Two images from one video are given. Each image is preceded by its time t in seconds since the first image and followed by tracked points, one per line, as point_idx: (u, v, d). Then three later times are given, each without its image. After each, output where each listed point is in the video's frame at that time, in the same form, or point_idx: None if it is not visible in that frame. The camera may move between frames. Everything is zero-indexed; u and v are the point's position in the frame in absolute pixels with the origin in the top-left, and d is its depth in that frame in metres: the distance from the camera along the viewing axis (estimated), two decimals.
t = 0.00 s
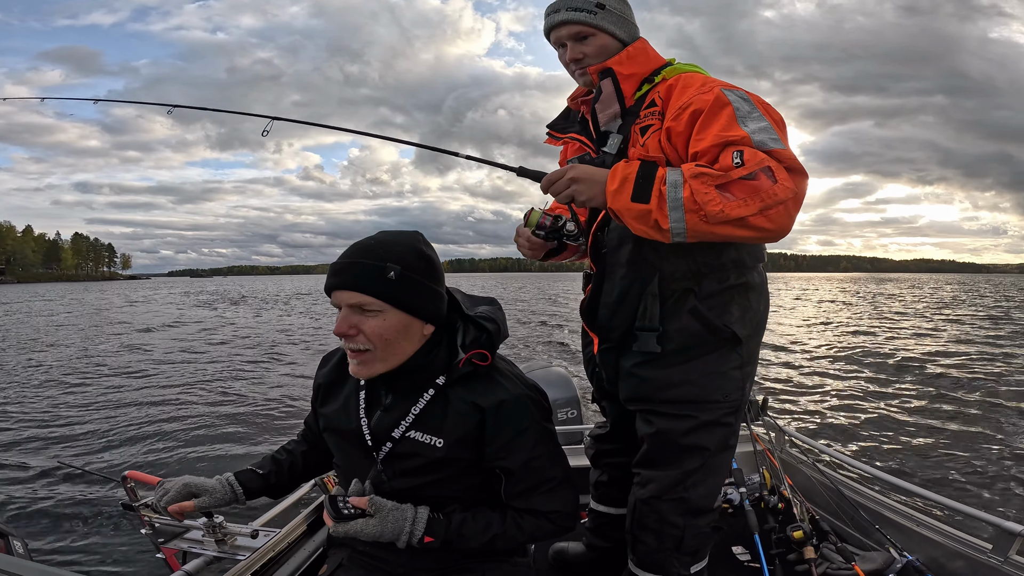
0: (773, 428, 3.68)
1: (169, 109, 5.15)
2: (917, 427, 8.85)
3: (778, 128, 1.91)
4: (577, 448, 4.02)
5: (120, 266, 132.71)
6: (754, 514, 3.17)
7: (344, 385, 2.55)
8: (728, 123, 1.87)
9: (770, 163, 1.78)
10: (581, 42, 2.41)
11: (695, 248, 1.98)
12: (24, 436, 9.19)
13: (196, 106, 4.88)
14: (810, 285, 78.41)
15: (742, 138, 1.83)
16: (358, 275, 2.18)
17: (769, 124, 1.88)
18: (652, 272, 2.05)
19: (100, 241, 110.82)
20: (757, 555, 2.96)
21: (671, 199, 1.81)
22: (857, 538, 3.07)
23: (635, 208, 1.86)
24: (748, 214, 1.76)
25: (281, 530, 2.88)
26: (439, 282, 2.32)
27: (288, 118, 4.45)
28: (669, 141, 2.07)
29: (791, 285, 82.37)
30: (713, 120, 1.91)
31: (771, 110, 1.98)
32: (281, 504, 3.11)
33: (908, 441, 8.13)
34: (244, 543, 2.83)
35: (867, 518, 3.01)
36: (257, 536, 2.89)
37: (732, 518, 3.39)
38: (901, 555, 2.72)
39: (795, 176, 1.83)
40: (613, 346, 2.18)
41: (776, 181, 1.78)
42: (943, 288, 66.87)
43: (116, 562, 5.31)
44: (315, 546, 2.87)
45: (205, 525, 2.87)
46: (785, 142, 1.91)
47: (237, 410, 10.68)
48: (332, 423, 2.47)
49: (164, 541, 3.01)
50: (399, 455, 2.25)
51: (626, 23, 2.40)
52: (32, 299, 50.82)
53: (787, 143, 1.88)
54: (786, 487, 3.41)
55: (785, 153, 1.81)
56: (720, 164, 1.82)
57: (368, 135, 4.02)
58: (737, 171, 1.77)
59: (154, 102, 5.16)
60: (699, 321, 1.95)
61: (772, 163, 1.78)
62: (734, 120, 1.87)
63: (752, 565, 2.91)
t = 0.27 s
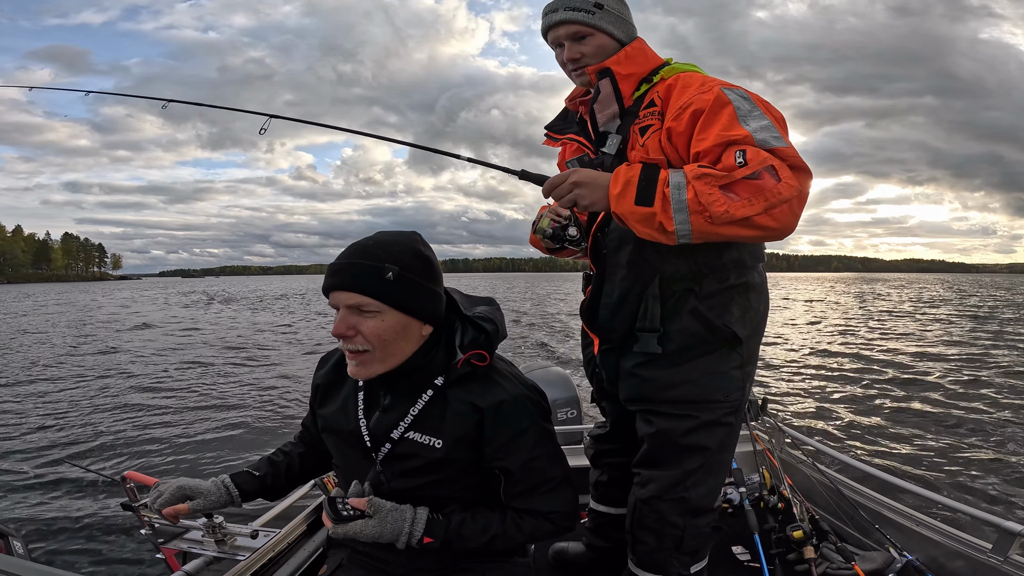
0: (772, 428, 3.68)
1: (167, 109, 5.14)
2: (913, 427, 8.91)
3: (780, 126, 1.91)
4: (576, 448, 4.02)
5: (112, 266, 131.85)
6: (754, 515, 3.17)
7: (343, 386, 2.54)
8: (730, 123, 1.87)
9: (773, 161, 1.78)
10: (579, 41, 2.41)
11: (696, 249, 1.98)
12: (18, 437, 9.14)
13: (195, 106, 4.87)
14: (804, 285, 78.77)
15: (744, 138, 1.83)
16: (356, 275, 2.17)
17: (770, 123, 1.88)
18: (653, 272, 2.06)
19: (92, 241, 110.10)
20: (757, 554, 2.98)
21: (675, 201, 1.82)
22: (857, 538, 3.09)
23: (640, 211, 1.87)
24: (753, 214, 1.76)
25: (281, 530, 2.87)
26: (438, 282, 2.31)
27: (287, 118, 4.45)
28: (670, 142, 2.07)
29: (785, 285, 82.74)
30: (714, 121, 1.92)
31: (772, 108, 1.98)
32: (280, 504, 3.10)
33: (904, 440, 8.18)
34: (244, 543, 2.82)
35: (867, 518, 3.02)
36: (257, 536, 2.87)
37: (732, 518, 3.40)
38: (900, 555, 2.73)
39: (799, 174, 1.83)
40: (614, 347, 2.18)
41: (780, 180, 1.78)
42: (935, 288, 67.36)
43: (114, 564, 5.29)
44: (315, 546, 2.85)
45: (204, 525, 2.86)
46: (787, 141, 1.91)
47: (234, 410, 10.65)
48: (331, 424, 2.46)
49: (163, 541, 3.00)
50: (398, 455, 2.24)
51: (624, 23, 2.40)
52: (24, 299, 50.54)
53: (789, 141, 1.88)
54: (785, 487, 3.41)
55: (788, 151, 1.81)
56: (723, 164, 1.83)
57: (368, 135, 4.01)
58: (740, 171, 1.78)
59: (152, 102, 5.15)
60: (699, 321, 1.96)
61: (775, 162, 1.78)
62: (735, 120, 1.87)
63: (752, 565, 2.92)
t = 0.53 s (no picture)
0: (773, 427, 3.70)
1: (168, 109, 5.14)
2: (909, 426, 8.96)
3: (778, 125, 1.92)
4: (576, 448, 4.02)
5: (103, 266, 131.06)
6: (754, 514, 3.17)
7: (342, 386, 2.53)
8: (729, 124, 1.87)
9: (772, 162, 1.78)
10: (578, 41, 2.41)
11: (695, 249, 1.98)
12: (12, 438, 9.10)
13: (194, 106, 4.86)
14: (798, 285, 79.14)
15: (743, 138, 1.83)
16: (355, 275, 2.16)
17: (769, 123, 1.88)
18: (652, 271, 2.06)
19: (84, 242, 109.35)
20: (757, 554, 2.99)
21: (675, 203, 1.82)
22: (856, 537, 3.09)
23: (637, 215, 1.87)
24: (752, 215, 1.77)
25: (281, 530, 2.86)
26: (437, 282, 2.31)
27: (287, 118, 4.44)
28: (669, 143, 2.07)
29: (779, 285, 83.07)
30: (713, 121, 1.92)
31: (771, 108, 1.98)
32: (280, 505, 3.08)
33: (902, 440, 8.23)
34: (244, 544, 2.80)
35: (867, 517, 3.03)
36: (257, 536, 2.86)
37: (732, 517, 3.41)
38: (900, 554, 2.74)
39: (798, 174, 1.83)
40: (613, 347, 2.19)
41: (779, 180, 1.78)
42: (927, 288, 67.82)
43: (112, 565, 5.26)
44: (315, 546, 2.84)
45: (205, 525, 2.84)
46: (786, 140, 1.91)
47: (230, 411, 10.61)
48: (330, 424, 2.45)
49: (163, 542, 2.98)
50: (397, 456, 2.23)
51: (623, 22, 2.39)
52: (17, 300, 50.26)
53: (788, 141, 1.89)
54: (785, 486, 3.40)
55: (787, 151, 1.82)
56: (723, 165, 1.83)
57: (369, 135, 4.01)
58: (740, 171, 1.78)
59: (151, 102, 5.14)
60: (697, 320, 1.96)
61: (774, 162, 1.78)
62: (734, 120, 1.88)
63: (752, 564, 2.93)
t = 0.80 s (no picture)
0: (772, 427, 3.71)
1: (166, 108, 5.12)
2: (905, 426, 9.01)
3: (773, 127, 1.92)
4: (575, 448, 4.03)
5: (95, 266, 130.14)
6: (753, 514, 3.17)
7: (340, 386, 2.52)
8: (724, 124, 1.88)
9: (768, 162, 1.79)
10: (575, 42, 2.40)
11: (693, 249, 1.98)
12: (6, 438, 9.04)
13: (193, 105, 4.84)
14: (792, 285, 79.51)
15: (739, 139, 1.84)
16: (353, 274, 2.15)
17: (765, 124, 1.89)
18: (651, 271, 2.06)
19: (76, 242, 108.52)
20: (756, 554, 3.01)
21: (670, 202, 1.83)
22: (856, 537, 3.11)
23: (633, 213, 1.88)
24: (747, 216, 1.78)
25: (281, 531, 2.85)
26: (435, 281, 2.30)
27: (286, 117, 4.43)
28: (664, 143, 2.07)
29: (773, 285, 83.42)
30: (708, 121, 1.92)
31: (765, 109, 1.99)
32: (280, 504, 3.07)
33: (897, 440, 8.28)
34: (243, 544, 2.79)
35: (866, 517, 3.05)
36: (256, 536, 2.86)
37: (731, 517, 3.43)
38: (899, 553, 2.73)
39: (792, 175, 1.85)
40: (611, 347, 2.19)
41: (774, 182, 1.79)
42: (920, 288, 68.32)
43: (110, 564, 5.24)
44: (315, 546, 2.83)
45: (204, 525, 2.81)
46: (782, 141, 1.92)
47: (227, 411, 10.57)
48: (327, 425, 2.44)
49: (163, 541, 2.92)
50: (395, 456, 2.22)
51: (620, 23, 2.39)
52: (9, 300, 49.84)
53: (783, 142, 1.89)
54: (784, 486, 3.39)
55: (781, 152, 1.83)
56: (717, 165, 1.83)
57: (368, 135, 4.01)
58: (734, 172, 1.78)
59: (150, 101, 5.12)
60: (694, 320, 1.96)
61: (769, 163, 1.80)
62: (730, 121, 1.88)
63: (751, 564, 2.95)
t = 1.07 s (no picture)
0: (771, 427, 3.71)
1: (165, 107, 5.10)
2: (902, 426, 9.07)
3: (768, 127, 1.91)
4: (575, 448, 4.03)
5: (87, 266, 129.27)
6: (753, 515, 3.15)
7: (340, 387, 2.51)
8: (716, 124, 1.87)
9: (758, 161, 1.77)
10: (573, 42, 2.40)
11: (692, 249, 1.99)
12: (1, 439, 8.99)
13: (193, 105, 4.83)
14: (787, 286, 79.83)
15: (730, 138, 1.83)
16: (354, 274, 2.14)
17: (757, 124, 1.88)
18: (649, 272, 2.06)
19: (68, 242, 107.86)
20: (755, 554, 3.02)
21: (659, 201, 1.83)
22: (855, 538, 3.12)
23: (624, 210, 1.90)
24: (736, 215, 1.77)
25: (279, 531, 2.84)
26: (435, 281, 2.29)
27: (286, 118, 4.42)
28: (660, 141, 2.08)
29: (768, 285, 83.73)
30: (700, 121, 1.92)
31: (763, 110, 1.98)
32: (280, 504, 3.06)
33: (894, 441, 8.33)
34: (242, 544, 2.78)
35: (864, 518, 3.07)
36: (255, 536, 2.86)
37: (730, 518, 3.43)
38: (898, 554, 2.75)
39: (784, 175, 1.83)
40: (610, 347, 2.19)
41: (764, 181, 1.77)
42: (913, 288, 68.81)
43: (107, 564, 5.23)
44: (314, 546, 2.85)
45: (203, 525, 2.77)
46: (777, 141, 1.90)
47: (224, 411, 10.54)
48: (326, 426, 2.43)
49: (161, 542, 2.81)
50: (395, 456, 2.21)
51: (618, 23, 2.40)
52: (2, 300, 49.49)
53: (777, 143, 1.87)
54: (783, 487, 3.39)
55: (773, 151, 1.81)
56: (708, 165, 1.82)
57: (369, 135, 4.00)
58: (723, 171, 1.77)
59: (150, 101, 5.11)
60: (694, 321, 1.96)
61: (760, 162, 1.78)
62: (723, 120, 1.88)
63: (750, 565, 2.96)
